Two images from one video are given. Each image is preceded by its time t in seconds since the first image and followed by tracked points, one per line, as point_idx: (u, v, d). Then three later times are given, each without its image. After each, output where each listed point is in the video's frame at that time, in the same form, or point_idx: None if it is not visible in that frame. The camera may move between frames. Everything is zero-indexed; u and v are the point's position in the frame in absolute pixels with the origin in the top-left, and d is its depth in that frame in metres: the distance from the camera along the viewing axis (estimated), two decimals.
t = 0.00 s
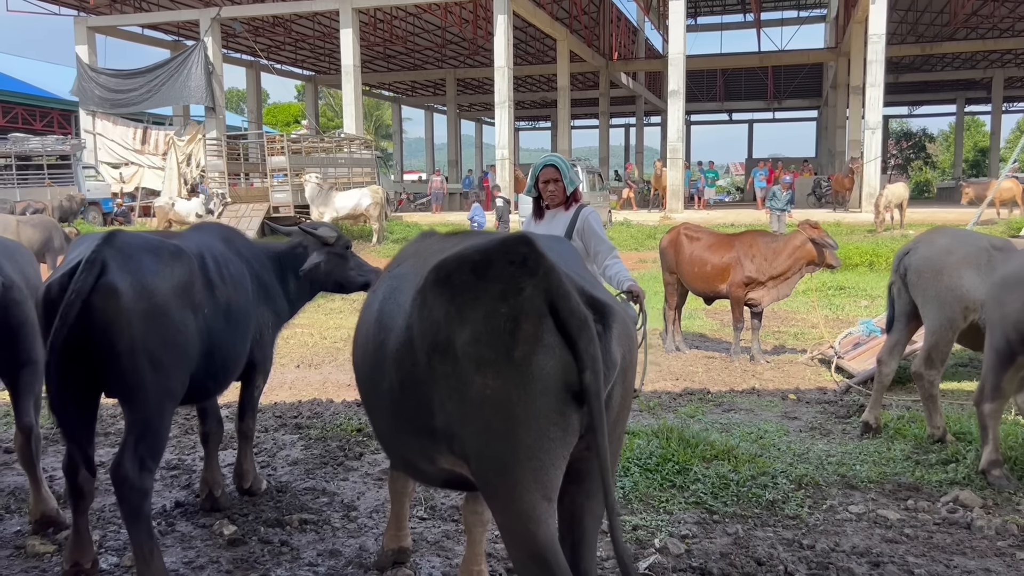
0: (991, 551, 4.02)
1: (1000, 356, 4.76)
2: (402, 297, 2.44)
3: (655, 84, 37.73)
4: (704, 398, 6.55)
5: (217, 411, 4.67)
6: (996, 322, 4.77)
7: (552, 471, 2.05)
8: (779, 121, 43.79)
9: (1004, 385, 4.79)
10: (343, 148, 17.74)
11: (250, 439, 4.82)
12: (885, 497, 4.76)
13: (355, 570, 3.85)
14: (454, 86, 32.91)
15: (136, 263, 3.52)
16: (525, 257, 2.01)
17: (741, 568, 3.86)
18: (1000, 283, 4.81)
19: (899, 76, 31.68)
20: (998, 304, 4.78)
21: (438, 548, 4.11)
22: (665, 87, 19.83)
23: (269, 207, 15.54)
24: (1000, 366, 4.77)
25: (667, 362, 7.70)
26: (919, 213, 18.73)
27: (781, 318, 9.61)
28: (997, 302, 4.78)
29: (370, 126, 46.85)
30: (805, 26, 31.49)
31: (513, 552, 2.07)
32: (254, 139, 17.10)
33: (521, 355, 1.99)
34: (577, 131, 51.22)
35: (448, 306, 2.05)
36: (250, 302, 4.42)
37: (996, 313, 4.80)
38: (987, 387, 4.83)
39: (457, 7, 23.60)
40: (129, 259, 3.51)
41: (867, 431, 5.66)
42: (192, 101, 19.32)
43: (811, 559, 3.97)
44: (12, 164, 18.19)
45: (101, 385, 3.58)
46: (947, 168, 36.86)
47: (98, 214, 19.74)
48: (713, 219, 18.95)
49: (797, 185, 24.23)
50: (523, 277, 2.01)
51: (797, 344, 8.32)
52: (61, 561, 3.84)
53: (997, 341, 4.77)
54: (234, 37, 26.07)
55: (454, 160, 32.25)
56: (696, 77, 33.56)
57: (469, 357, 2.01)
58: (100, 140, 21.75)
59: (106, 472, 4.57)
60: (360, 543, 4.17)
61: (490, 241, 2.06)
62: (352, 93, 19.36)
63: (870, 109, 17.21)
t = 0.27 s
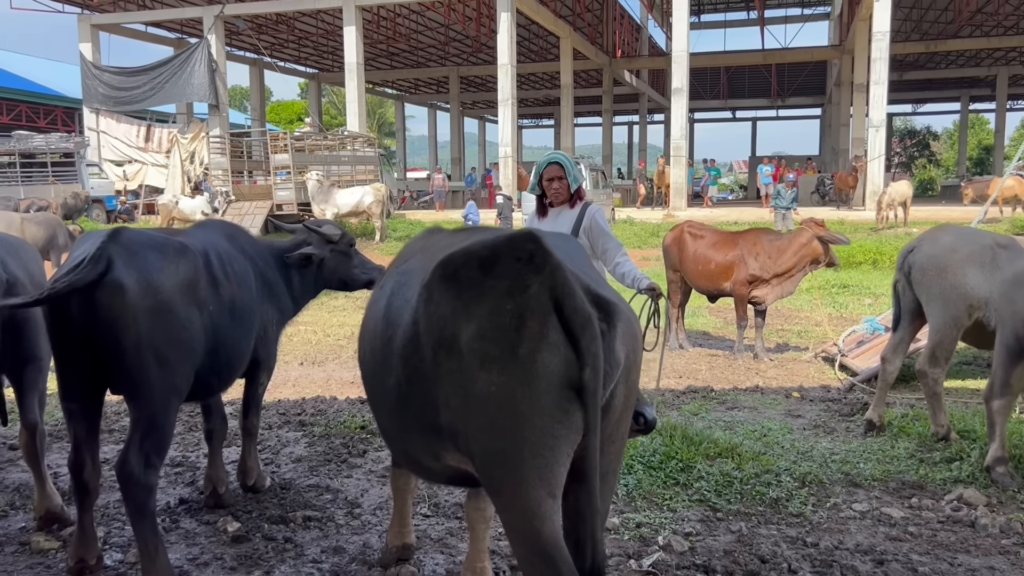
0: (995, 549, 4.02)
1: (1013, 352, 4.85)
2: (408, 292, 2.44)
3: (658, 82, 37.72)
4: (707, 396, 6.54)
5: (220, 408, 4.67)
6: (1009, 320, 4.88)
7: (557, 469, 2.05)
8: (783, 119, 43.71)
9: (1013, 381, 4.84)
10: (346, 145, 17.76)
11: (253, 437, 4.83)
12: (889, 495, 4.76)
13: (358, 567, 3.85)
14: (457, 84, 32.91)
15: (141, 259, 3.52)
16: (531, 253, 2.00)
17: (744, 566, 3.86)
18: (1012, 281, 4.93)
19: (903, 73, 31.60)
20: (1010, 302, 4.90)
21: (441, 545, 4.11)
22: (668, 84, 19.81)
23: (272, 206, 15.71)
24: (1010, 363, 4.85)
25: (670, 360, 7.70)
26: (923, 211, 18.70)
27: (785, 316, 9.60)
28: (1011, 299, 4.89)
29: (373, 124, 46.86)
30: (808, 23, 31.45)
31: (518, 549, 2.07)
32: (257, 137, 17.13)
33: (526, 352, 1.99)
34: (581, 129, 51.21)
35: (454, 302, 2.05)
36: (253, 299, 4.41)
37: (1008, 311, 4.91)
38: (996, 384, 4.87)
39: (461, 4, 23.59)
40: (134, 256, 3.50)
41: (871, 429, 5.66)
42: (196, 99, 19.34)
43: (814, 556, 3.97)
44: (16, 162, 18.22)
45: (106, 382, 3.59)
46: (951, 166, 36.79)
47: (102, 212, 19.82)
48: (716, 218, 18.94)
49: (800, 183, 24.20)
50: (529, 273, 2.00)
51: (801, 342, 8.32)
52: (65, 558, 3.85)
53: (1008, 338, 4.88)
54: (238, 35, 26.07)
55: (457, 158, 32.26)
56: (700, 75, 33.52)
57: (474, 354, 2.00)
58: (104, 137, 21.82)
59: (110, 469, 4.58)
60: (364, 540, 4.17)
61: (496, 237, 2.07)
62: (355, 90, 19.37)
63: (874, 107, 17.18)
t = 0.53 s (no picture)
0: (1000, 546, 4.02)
1: None
2: (414, 286, 2.43)
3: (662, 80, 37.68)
4: (711, 393, 6.54)
5: (224, 404, 4.67)
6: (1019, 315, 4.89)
7: (562, 463, 2.04)
8: (786, 117, 43.63)
9: (1021, 377, 4.84)
10: (350, 143, 17.76)
11: (257, 433, 4.83)
12: (893, 492, 4.75)
13: (362, 564, 3.85)
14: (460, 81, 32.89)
15: (146, 255, 3.52)
16: (538, 248, 2.00)
17: (748, 563, 3.86)
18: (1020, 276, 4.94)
19: (908, 71, 31.50)
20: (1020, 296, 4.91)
21: (445, 542, 4.11)
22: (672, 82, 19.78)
23: (276, 203, 15.87)
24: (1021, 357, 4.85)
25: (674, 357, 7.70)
26: (927, 209, 18.67)
27: (789, 314, 9.59)
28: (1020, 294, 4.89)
29: (376, 122, 46.85)
30: (812, 21, 31.39)
31: (523, 544, 2.06)
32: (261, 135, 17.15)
33: (532, 347, 1.99)
34: (584, 127, 51.15)
35: (460, 296, 2.05)
36: (257, 296, 4.41)
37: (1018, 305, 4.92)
38: (1004, 379, 4.87)
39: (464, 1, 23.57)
40: (139, 252, 3.50)
41: (875, 427, 5.65)
42: (199, 96, 19.34)
43: (818, 553, 3.97)
44: (20, 159, 18.25)
45: (110, 378, 3.60)
46: (955, 165, 36.72)
47: (105, 209, 19.87)
48: (720, 215, 18.92)
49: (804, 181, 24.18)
50: (536, 268, 2.00)
51: (805, 339, 8.31)
52: (70, 553, 3.86)
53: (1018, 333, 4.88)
54: (241, 32, 26.07)
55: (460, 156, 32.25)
56: (704, 72, 33.49)
57: (480, 348, 2.00)
58: (108, 134, 21.92)
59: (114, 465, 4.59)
60: (368, 536, 4.17)
61: (504, 232, 2.07)
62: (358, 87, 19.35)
63: (879, 105, 17.15)
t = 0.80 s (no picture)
0: (1004, 543, 4.01)
1: None
2: (419, 284, 2.43)
3: (666, 77, 37.63)
4: (715, 390, 6.54)
5: (229, 400, 4.67)
6: None
7: (565, 459, 2.04)
8: (790, 114, 43.56)
9: None
10: (354, 139, 17.76)
11: (261, 429, 4.83)
12: (898, 490, 4.75)
13: (365, 560, 3.84)
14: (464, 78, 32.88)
15: (150, 251, 3.52)
16: (542, 244, 2.01)
17: (752, 559, 3.85)
18: None
19: (912, 68, 31.41)
20: None
21: (448, 538, 4.11)
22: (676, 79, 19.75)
23: (279, 200, 15.95)
24: None
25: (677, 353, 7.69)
26: (932, 207, 18.64)
27: (793, 311, 9.59)
28: None
29: (380, 119, 46.86)
30: (817, 17, 31.32)
31: (526, 540, 2.06)
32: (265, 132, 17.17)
33: (535, 343, 1.98)
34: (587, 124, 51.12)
35: (464, 292, 2.04)
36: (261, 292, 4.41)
37: None
38: (1011, 375, 4.89)
39: None
40: (143, 247, 3.51)
41: (879, 425, 5.64)
42: (203, 92, 19.35)
43: (823, 550, 3.96)
44: (24, 155, 18.28)
45: (114, 373, 3.59)
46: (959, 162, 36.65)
47: (109, 205, 19.91)
48: (724, 212, 18.91)
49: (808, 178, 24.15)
50: (539, 264, 2.00)
51: (809, 336, 8.30)
52: (74, 548, 3.87)
53: None
54: (245, 29, 26.09)
55: (463, 153, 32.24)
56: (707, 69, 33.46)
57: (483, 344, 2.00)
58: (112, 131, 21.99)
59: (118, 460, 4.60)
60: (372, 531, 4.17)
61: (507, 228, 2.07)
62: (362, 84, 19.36)
63: (883, 102, 17.12)
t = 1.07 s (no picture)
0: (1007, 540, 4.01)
1: None
2: (421, 280, 2.43)
3: (669, 74, 37.59)
4: (717, 387, 6.52)
5: (231, 397, 4.68)
6: None
7: (568, 455, 2.04)
8: (794, 112, 43.50)
9: None
10: (357, 136, 17.76)
11: (263, 425, 4.83)
12: (900, 487, 4.74)
13: (367, 556, 3.84)
14: (467, 75, 32.85)
15: (153, 247, 3.52)
16: (544, 240, 2.01)
17: (754, 556, 3.85)
18: None
19: (916, 66, 31.32)
20: None
21: (450, 534, 4.11)
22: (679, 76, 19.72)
23: (281, 196, 15.78)
24: None
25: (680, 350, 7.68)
26: (935, 204, 18.61)
27: (796, 308, 9.57)
28: None
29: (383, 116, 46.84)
30: (820, 15, 31.24)
31: (529, 535, 2.06)
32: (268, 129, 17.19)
33: (538, 339, 1.98)
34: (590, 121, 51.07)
35: (466, 288, 2.04)
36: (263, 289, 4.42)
37: None
38: (1015, 373, 4.89)
39: None
40: (146, 243, 3.51)
41: (882, 422, 5.63)
42: (205, 89, 19.33)
43: (825, 548, 3.96)
44: (28, 152, 18.30)
45: (117, 369, 3.60)
46: (963, 160, 36.57)
47: (113, 202, 19.97)
48: (727, 209, 18.89)
49: (811, 175, 24.10)
50: (543, 260, 2.00)
51: (812, 334, 8.29)
52: (77, 544, 3.88)
53: None
54: (248, 26, 26.09)
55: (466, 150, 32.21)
56: (711, 66, 33.39)
57: (486, 340, 2.00)
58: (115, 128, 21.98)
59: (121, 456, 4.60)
60: (374, 528, 4.18)
61: (509, 224, 2.07)
62: (365, 81, 19.35)
63: (886, 99, 17.08)
